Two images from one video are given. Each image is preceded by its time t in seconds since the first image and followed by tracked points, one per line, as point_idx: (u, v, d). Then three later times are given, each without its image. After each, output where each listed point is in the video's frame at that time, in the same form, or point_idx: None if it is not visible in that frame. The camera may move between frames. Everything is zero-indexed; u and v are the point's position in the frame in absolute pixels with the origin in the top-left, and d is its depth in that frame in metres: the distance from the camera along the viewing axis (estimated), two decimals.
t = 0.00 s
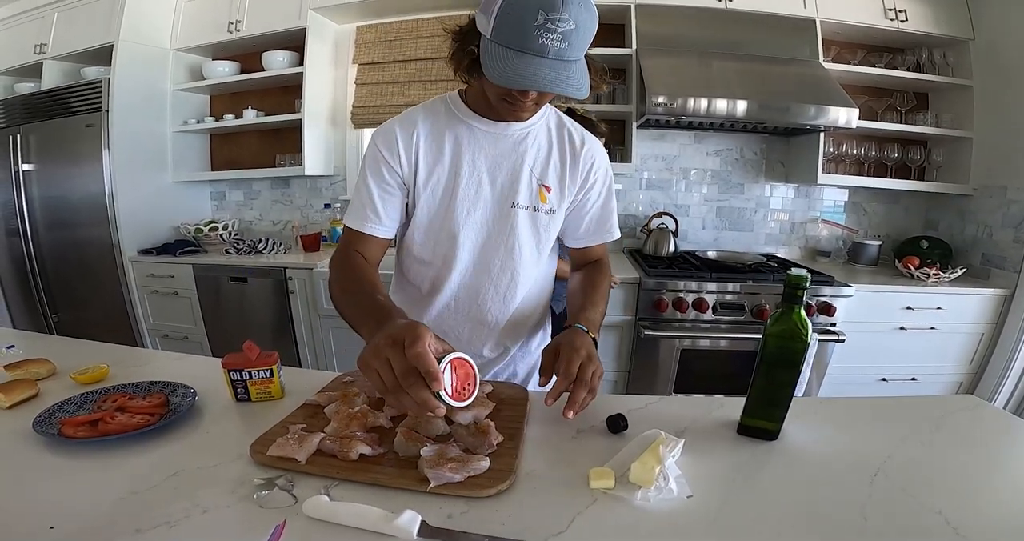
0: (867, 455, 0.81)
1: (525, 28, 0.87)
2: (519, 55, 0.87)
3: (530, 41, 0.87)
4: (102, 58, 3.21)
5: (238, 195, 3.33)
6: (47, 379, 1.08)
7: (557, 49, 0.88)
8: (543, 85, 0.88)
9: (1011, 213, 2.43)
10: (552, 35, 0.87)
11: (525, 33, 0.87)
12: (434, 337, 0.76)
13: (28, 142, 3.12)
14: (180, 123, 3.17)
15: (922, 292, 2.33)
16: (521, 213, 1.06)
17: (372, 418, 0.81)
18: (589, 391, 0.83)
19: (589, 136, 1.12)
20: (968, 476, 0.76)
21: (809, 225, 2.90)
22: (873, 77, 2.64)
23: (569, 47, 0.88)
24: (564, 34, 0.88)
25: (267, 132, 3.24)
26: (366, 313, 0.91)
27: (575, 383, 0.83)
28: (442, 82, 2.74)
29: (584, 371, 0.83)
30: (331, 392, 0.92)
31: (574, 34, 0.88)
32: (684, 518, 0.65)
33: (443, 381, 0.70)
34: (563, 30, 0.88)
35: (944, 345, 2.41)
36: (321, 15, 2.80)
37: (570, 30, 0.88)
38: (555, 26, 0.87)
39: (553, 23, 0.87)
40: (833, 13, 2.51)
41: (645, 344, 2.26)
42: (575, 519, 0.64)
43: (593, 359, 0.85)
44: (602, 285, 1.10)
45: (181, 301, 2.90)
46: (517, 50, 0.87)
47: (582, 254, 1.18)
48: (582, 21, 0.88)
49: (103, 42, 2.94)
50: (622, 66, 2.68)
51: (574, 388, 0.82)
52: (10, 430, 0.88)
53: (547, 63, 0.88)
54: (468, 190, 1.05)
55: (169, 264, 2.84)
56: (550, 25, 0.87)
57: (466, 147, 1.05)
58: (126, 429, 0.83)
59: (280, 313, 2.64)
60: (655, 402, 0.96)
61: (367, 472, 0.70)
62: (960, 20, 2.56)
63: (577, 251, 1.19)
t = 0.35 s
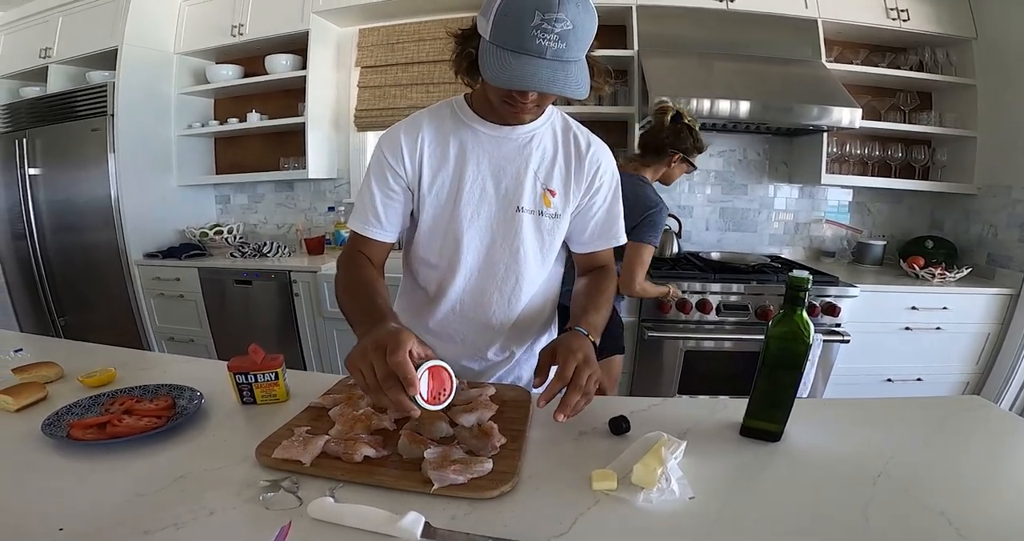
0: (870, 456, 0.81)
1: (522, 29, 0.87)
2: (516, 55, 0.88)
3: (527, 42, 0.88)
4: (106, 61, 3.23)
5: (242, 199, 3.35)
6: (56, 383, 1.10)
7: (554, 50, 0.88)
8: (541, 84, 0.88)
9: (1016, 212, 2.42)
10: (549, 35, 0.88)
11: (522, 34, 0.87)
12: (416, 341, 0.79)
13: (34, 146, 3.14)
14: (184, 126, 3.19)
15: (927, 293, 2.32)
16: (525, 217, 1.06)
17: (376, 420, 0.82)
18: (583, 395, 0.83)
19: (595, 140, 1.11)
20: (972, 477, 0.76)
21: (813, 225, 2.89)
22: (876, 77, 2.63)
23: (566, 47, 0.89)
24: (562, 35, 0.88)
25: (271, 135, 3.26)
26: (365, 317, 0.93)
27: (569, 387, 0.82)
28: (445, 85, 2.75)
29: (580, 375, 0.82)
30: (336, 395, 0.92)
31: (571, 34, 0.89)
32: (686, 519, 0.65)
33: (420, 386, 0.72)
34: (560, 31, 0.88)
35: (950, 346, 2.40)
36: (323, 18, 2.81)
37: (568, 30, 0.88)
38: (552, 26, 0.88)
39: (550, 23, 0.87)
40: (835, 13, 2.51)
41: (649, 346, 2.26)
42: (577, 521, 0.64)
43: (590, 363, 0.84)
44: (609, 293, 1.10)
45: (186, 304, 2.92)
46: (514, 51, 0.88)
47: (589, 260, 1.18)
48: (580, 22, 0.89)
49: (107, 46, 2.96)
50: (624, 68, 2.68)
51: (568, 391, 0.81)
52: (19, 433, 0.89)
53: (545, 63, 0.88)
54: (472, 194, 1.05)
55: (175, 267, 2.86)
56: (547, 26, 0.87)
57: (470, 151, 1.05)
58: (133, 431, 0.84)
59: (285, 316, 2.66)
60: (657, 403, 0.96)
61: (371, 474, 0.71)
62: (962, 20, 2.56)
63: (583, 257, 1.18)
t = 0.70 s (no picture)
0: (870, 460, 0.81)
1: (496, 30, 0.90)
2: (492, 55, 0.90)
3: (501, 42, 0.90)
4: (115, 65, 3.28)
5: (250, 202, 3.38)
6: (67, 384, 1.12)
7: (529, 47, 0.90)
8: (518, 82, 0.90)
9: None
10: (522, 33, 0.89)
11: (495, 35, 0.90)
12: (406, 340, 0.82)
13: (45, 149, 3.19)
14: (192, 130, 3.23)
15: (934, 295, 2.31)
16: (524, 218, 1.06)
17: (379, 422, 0.83)
18: (538, 420, 0.75)
19: (598, 139, 1.09)
20: (972, 480, 0.76)
21: (819, 226, 2.88)
22: (882, 78, 2.62)
23: (540, 43, 0.90)
24: (534, 31, 0.89)
25: (278, 139, 3.29)
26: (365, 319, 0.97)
27: (520, 411, 0.75)
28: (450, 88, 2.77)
29: (534, 397, 0.75)
30: (340, 397, 0.94)
31: (544, 30, 0.90)
32: (683, 521, 0.66)
33: (404, 384, 0.74)
34: (533, 28, 0.90)
35: (957, 348, 2.39)
36: (329, 22, 2.84)
37: (540, 27, 0.90)
38: (524, 24, 0.90)
39: (521, 22, 0.89)
40: (839, 14, 2.51)
41: (654, 348, 2.26)
42: (575, 522, 0.65)
43: (548, 382, 0.76)
44: (606, 306, 1.00)
45: (194, 306, 2.95)
46: (490, 52, 0.90)
47: (594, 268, 1.11)
48: (552, 18, 0.90)
49: (116, 49, 3.00)
50: (628, 70, 2.69)
51: (518, 417, 0.74)
52: (31, 434, 0.91)
53: (520, 61, 0.90)
54: (471, 197, 1.06)
55: (183, 270, 2.89)
56: (519, 24, 0.89)
57: (470, 155, 1.07)
58: (143, 432, 0.86)
59: (292, 318, 2.68)
60: (658, 406, 0.97)
61: (373, 475, 0.72)
62: (967, 20, 2.55)
63: (588, 267, 1.12)
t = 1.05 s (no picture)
0: (875, 462, 0.80)
1: (489, 30, 0.90)
2: (485, 55, 0.91)
3: (495, 41, 0.90)
4: (122, 69, 3.31)
5: (256, 205, 3.40)
6: (75, 386, 1.13)
7: (522, 46, 0.90)
8: (512, 80, 0.90)
9: None
10: (515, 32, 0.89)
11: (489, 34, 0.90)
12: (421, 315, 0.86)
13: (54, 153, 3.23)
14: (199, 133, 3.26)
15: (942, 295, 2.29)
16: (521, 219, 1.06)
17: (382, 424, 0.83)
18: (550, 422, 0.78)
19: (595, 140, 1.08)
20: (978, 484, 0.75)
21: (826, 226, 2.86)
22: (888, 77, 2.61)
23: (534, 42, 0.90)
24: (528, 30, 0.90)
25: (284, 142, 3.31)
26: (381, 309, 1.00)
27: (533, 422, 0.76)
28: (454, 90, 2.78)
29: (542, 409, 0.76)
30: (343, 399, 0.94)
31: (538, 29, 0.90)
32: (684, 524, 0.65)
33: (427, 353, 0.81)
34: (526, 27, 0.90)
35: (967, 349, 2.36)
36: (333, 25, 2.86)
37: (533, 26, 0.90)
38: (518, 24, 0.90)
39: (514, 21, 0.90)
40: (844, 13, 2.49)
41: (660, 349, 2.25)
42: (576, 525, 0.65)
43: (547, 383, 0.77)
44: (599, 308, 0.98)
45: (202, 309, 2.97)
46: (484, 51, 0.91)
47: (590, 269, 1.10)
48: (545, 17, 0.91)
49: (123, 53, 3.04)
50: (632, 70, 2.69)
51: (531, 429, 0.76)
52: (39, 435, 0.92)
53: (514, 60, 0.90)
54: (468, 199, 1.07)
55: (191, 273, 2.92)
56: (512, 23, 0.90)
57: (466, 157, 1.07)
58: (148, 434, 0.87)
59: (298, 320, 2.69)
60: (661, 408, 0.96)
61: (375, 477, 0.72)
62: (974, 18, 2.53)
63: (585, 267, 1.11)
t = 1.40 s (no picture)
0: (889, 465, 0.78)
1: (573, 11, 0.92)
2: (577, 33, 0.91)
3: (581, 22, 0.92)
4: (131, 72, 3.34)
5: (263, 206, 3.42)
6: (80, 386, 1.13)
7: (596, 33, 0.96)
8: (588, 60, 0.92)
9: None
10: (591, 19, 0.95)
11: (575, 14, 0.91)
12: (407, 322, 0.88)
13: (64, 156, 3.26)
14: (207, 135, 3.28)
15: (955, 295, 2.25)
16: (526, 212, 1.05)
17: (385, 425, 0.82)
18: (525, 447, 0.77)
19: (586, 132, 1.10)
20: (996, 487, 0.73)
21: (836, 227, 2.83)
22: (897, 76, 2.57)
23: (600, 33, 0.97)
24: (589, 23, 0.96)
25: (291, 143, 3.32)
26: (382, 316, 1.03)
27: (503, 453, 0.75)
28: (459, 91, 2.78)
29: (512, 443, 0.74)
30: (347, 400, 0.93)
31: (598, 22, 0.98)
32: (693, 528, 0.64)
33: (411, 361, 0.81)
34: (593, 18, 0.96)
35: (980, 350, 2.33)
36: (339, 27, 2.86)
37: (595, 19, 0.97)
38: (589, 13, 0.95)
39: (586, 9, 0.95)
40: (851, 12, 2.47)
41: (667, 351, 2.23)
42: (582, 528, 0.63)
43: (521, 416, 0.74)
44: (581, 305, 0.97)
45: (210, 310, 2.98)
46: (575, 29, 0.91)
47: (580, 259, 1.08)
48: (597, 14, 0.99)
49: (131, 56, 3.06)
50: (638, 71, 2.67)
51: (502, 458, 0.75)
52: (45, 435, 0.92)
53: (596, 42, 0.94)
54: (472, 195, 1.06)
55: (199, 274, 2.93)
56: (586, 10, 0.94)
57: (467, 154, 1.06)
58: (152, 434, 0.86)
59: (305, 321, 2.70)
60: (669, 410, 0.95)
61: (378, 479, 0.71)
62: (984, 15, 2.49)
63: (576, 256, 1.09)
